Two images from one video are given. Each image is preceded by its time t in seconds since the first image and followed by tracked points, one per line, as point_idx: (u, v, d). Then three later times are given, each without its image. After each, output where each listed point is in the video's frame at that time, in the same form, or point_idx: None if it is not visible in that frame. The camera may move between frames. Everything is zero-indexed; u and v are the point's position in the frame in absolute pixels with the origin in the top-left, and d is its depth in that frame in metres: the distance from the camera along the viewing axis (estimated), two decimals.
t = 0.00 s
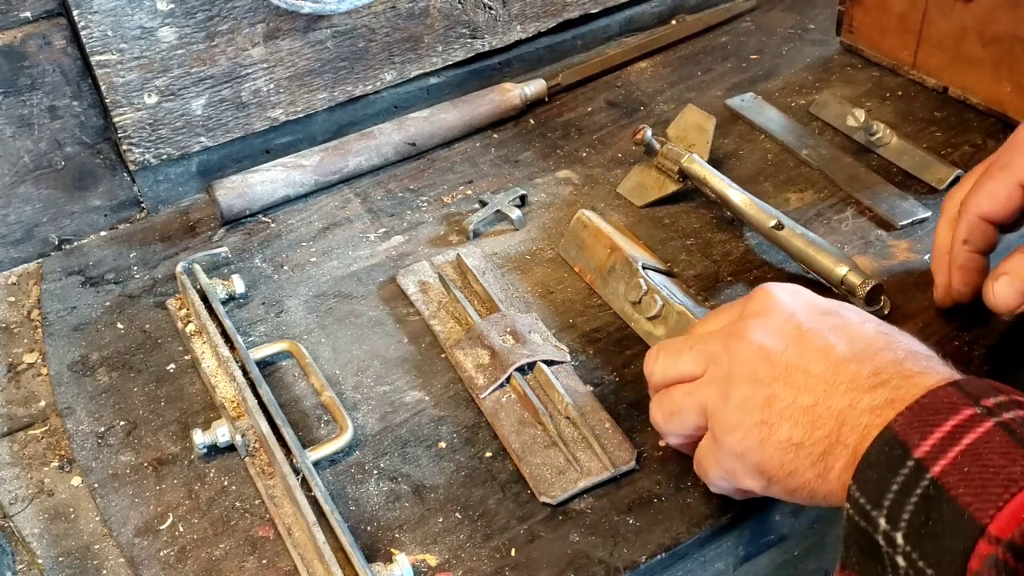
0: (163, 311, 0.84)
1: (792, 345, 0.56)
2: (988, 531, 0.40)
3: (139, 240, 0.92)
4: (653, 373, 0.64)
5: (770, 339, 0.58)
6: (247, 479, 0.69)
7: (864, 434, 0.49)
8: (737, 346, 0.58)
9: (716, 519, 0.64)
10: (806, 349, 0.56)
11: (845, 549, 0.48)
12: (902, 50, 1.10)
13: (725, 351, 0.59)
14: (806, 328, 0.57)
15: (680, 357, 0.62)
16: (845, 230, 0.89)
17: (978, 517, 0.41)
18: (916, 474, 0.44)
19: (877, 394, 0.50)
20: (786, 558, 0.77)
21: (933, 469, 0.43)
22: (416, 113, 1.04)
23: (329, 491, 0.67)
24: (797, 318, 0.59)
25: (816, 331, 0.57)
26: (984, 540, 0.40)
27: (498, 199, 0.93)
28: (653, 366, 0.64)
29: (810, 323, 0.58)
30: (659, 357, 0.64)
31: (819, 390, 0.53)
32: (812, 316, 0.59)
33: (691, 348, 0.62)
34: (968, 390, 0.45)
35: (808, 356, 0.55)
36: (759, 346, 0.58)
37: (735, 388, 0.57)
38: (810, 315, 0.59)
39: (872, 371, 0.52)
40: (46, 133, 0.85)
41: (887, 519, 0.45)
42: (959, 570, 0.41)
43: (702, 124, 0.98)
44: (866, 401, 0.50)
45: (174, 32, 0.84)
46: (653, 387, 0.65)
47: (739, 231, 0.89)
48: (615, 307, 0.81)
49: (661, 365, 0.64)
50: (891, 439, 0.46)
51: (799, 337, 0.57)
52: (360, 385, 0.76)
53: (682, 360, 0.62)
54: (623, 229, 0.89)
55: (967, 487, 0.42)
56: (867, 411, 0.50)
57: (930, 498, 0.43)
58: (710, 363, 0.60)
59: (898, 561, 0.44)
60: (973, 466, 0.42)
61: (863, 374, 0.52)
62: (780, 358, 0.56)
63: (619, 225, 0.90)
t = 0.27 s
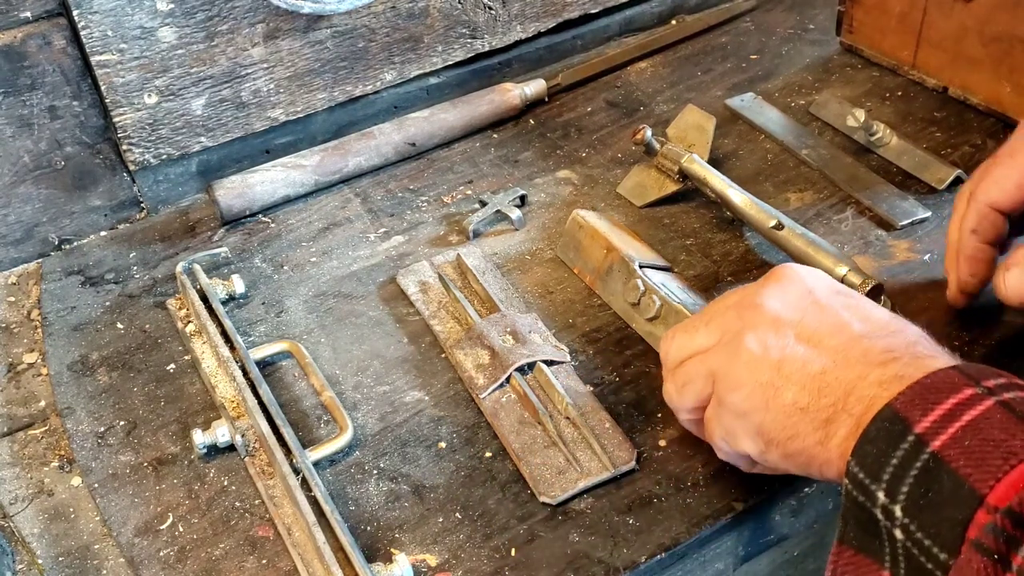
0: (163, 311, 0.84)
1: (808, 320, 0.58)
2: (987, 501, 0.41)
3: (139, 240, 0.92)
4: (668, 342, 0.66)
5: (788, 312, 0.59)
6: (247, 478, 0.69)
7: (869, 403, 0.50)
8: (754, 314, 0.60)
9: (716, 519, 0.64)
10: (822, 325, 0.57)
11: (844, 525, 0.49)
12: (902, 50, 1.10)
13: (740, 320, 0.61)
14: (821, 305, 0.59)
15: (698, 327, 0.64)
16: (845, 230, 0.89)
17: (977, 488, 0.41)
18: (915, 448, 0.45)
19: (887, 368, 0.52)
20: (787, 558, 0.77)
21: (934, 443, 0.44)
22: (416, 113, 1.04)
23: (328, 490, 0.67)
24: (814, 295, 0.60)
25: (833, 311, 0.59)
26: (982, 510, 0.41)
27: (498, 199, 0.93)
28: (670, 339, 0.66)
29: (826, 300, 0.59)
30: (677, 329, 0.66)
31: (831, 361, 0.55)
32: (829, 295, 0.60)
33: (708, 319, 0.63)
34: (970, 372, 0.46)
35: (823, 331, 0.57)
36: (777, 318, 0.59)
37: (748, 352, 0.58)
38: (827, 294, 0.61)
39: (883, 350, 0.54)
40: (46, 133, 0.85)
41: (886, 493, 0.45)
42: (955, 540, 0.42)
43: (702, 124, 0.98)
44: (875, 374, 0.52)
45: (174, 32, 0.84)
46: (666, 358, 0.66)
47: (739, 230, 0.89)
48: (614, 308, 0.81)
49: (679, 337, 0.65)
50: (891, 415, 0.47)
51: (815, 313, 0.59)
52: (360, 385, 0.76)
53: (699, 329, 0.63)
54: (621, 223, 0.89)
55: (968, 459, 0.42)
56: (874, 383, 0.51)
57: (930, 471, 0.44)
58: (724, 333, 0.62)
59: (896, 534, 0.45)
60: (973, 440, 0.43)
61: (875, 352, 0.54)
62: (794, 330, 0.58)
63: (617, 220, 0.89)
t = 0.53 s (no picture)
0: (163, 311, 0.84)
1: (804, 324, 0.58)
2: (984, 510, 0.40)
3: (139, 240, 0.92)
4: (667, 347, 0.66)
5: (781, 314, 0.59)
6: (247, 479, 0.69)
7: (864, 408, 0.48)
8: (752, 317, 0.61)
9: (715, 519, 0.64)
10: (818, 330, 0.57)
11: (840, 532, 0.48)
12: (902, 50, 1.11)
13: (740, 324, 0.61)
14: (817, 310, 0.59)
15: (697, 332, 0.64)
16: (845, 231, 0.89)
17: (975, 498, 0.40)
18: (910, 458, 0.44)
19: (883, 372, 0.50)
20: (786, 558, 0.77)
21: (928, 452, 0.43)
22: (416, 113, 1.04)
23: (328, 490, 0.67)
24: (810, 300, 0.60)
25: (830, 314, 0.58)
26: (979, 520, 0.40)
27: (498, 199, 0.93)
28: (671, 341, 0.66)
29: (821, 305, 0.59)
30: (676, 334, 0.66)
31: (825, 366, 0.53)
32: (825, 300, 0.60)
33: (708, 324, 0.64)
34: (962, 379, 0.45)
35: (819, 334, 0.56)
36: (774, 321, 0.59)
37: (742, 357, 0.58)
38: (825, 299, 0.60)
39: (879, 354, 0.52)
40: (46, 133, 0.85)
41: (882, 503, 0.44)
42: (955, 551, 0.41)
43: (702, 124, 0.98)
44: (871, 380, 0.50)
45: (174, 32, 0.84)
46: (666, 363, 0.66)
47: (739, 230, 0.89)
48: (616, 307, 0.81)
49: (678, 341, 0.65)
50: (885, 424, 0.45)
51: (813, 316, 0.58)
52: (360, 385, 0.76)
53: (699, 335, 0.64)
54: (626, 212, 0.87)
55: (963, 468, 0.42)
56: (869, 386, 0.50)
57: (925, 480, 0.43)
58: (723, 336, 0.62)
59: (894, 544, 0.44)
60: (968, 448, 0.42)
61: (871, 356, 0.53)
62: (790, 334, 0.58)
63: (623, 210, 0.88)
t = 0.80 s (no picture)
0: (163, 311, 0.84)
1: (766, 343, 0.59)
2: (963, 542, 0.41)
3: (139, 240, 0.92)
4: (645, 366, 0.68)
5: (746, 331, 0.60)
6: (247, 479, 0.69)
7: (831, 435, 0.51)
8: (714, 341, 0.61)
9: (715, 519, 0.64)
10: (783, 347, 0.58)
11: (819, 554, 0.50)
12: (902, 50, 1.10)
13: (704, 348, 0.62)
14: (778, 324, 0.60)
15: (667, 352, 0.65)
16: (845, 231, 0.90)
17: (951, 528, 0.42)
18: (885, 484, 0.45)
19: (843, 395, 0.52)
20: (786, 558, 0.77)
21: (904, 479, 0.45)
22: (416, 112, 1.03)
23: (328, 490, 0.67)
24: (772, 313, 0.61)
25: (792, 329, 0.59)
26: (957, 551, 0.41)
27: (498, 199, 0.93)
28: (645, 361, 0.67)
29: (782, 318, 0.60)
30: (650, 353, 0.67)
31: (788, 390, 0.56)
32: (785, 308, 0.61)
33: (675, 346, 0.65)
34: (933, 394, 0.46)
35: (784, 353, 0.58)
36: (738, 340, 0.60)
37: (709, 384, 0.60)
38: (785, 308, 0.61)
39: (839, 371, 0.54)
40: (46, 133, 0.84)
41: (859, 531, 0.46)
42: None
43: (702, 124, 0.98)
44: (834, 403, 0.52)
45: (174, 32, 0.84)
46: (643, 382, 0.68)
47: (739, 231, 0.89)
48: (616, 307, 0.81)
49: (650, 363, 0.66)
50: (859, 448, 0.47)
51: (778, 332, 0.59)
52: (360, 385, 0.76)
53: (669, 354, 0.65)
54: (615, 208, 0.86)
55: (938, 496, 0.43)
56: (832, 411, 0.52)
57: (901, 509, 0.44)
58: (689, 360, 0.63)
59: (873, 571, 0.46)
60: (942, 475, 0.44)
61: (832, 375, 0.54)
62: (754, 356, 0.59)
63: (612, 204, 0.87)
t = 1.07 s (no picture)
0: (163, 311, 0.84)
1: (732, 361, 0.58)
2: (935, 561, 0.42)
3: (139, 240, 0.92)
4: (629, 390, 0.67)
5: (714, 347, 0.59)
6: (247, 479, 0.69)
7: (805, 454, 0.51)
8: (683, 361, 0.60)
9: (715, 519, 0.64)
10: (750, 359, 0.57)
11: (798, 564, 0.51)
12: (902, 50, 1.10)
13: (674, 369, 0.61)
14: (744, 337, 0.58)
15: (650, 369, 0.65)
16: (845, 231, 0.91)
17: (924, 547, 0.43)
18: (859, 498, 0.46)
19: (812, 411, 0.52)
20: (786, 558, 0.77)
21: (876, 494, 0.46)
22: (416, 112, 1.03)
23: (328, 490, 0.67)
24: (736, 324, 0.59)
25: (755, 343, 0.57)
26: (930, 569, 0.42)
27: (498, 199, 0.93)
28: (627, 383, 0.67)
29: (747, 330, 0.59)
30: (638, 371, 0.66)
31: (759, 406, 0.55)
32: (751, 318, 0.59)
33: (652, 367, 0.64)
34: (904, 402, 0.47)
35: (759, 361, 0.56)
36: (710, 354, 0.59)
37: (681, 407, 0.59)
38: (750, 318, 0.60)
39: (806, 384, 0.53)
40: (46, 133, 0.84)
41: (835, 547, 0.47)
42: None
43: (702, 124, 0.99)
44: (803, 419, 0.52)
45: (174, 32, 0.84)
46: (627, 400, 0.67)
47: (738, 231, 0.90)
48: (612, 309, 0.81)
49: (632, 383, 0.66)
50: (832, 462, 0.48)
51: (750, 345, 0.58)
52: (360, 385, 0.76)
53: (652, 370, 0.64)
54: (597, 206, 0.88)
55: (910, 512, 0.44)
56: (803, 428, 0.52)
57: (875, 525, 0.45)
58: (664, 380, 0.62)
59: None
60: (914, 491, 0.45)
61: (799, 390, 0.53)
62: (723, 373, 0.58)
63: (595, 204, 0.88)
